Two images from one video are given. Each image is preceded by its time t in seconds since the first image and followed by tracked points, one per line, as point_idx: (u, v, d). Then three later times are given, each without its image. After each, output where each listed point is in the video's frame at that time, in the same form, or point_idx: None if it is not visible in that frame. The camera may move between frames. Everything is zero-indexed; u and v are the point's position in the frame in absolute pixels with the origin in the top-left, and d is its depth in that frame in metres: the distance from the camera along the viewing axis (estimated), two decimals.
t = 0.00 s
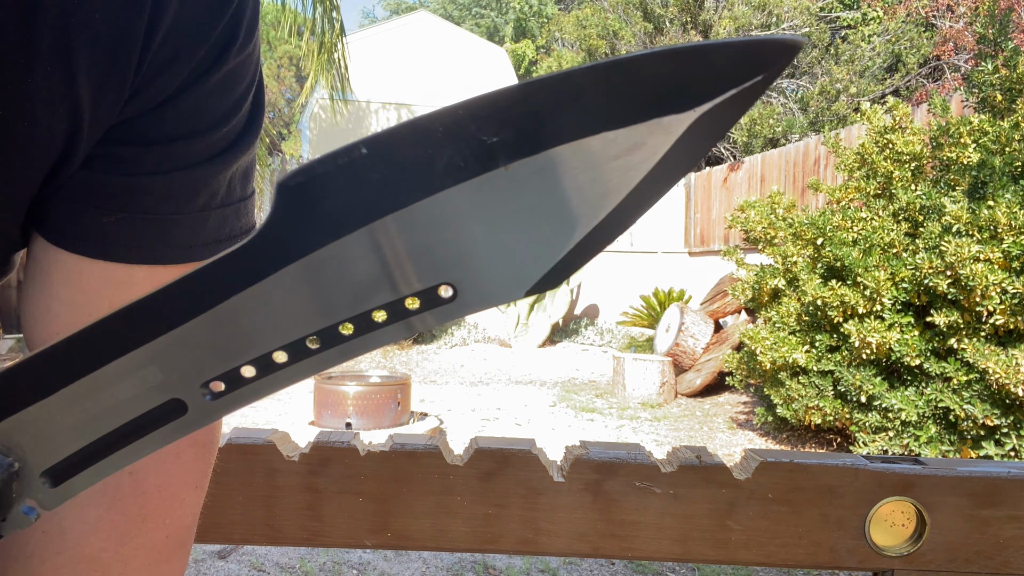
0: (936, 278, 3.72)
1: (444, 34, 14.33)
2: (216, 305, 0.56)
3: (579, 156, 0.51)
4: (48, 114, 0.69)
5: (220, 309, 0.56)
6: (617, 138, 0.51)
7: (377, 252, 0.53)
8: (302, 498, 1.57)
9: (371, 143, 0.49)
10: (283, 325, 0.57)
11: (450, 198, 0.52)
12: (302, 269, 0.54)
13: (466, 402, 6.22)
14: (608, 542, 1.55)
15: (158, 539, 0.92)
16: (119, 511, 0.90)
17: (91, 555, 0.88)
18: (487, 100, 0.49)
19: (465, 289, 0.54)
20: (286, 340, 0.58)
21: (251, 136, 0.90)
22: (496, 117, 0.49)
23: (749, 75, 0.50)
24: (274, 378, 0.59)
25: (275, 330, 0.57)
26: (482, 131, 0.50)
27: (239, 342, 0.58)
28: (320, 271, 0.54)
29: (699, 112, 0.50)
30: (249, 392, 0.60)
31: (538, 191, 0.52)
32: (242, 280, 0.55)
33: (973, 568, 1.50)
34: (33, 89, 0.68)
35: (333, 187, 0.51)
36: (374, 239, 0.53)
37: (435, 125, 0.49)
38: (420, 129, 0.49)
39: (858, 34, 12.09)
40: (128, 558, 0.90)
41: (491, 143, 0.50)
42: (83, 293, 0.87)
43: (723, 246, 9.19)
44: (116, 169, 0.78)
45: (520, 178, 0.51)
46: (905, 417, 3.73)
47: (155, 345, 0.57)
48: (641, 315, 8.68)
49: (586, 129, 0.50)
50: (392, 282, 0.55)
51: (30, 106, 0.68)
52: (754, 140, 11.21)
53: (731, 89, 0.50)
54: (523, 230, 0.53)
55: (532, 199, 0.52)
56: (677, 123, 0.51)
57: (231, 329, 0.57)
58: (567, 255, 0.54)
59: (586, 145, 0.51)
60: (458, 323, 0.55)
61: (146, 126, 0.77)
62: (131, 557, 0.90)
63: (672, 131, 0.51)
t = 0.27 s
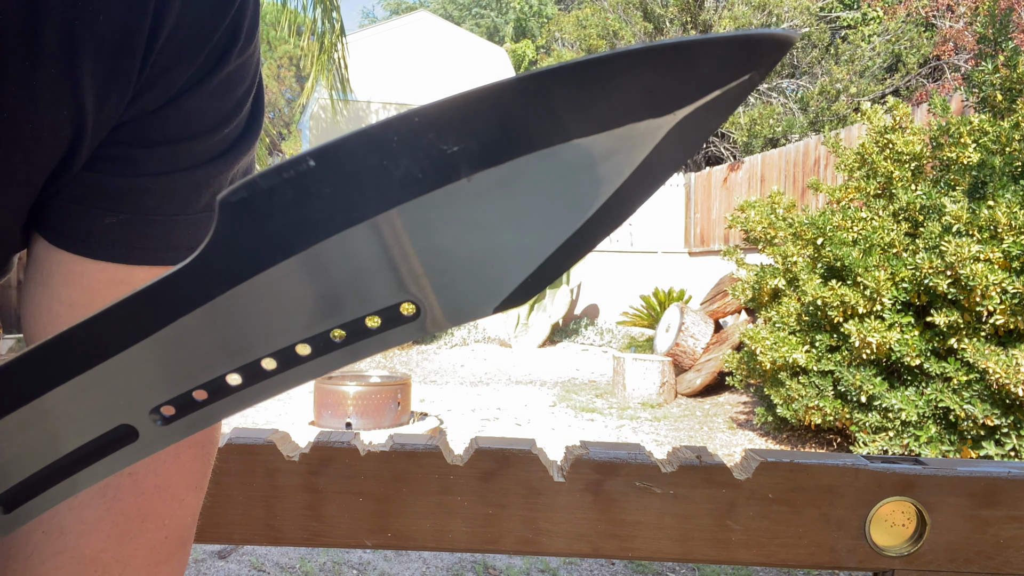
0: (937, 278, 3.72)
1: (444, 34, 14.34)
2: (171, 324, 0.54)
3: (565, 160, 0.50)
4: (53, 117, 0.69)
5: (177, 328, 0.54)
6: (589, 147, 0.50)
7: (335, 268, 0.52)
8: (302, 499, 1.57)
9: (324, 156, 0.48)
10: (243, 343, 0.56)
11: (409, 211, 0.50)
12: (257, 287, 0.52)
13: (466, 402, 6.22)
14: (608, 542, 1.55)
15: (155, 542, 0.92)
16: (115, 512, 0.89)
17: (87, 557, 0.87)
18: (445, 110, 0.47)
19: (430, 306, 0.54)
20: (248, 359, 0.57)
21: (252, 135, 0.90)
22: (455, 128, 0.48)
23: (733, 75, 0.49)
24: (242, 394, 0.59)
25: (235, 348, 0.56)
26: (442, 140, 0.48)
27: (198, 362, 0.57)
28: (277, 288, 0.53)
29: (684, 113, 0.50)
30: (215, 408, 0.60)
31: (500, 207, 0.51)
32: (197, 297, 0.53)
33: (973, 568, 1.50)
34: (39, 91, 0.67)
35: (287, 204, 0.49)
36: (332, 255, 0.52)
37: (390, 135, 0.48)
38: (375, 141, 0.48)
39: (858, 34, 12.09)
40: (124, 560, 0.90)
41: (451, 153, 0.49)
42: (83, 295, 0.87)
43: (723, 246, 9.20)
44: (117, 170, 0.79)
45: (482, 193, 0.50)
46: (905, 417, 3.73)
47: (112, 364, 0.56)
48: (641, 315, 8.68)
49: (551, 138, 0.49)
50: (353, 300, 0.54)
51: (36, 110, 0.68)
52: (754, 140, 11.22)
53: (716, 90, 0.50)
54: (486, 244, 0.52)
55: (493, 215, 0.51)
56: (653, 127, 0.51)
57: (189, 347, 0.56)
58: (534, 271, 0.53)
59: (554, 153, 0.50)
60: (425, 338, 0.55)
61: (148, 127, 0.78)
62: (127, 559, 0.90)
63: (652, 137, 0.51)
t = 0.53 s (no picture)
0: (937, 278, 3.72)
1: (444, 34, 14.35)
2: (164, 328, 0.55)
3: (551, 166, 0.52)
4: (54, 121, 0.69)
5: (171, 331, 0.55)
6: (575, 153, 0.51)
7: (330, 272, 0.53)
8: (302, 499, 1.57)
9: (319, 160, 0.49)
10: (237, 346, 0.56)
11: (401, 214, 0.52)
12: (252, 290, 0.53)
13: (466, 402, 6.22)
14: (608, 542, 1.55)
15: (153, 541, 0.92)
16: (113, 512, 0.89)
17: (86, 558, 0.87)
18: (436, 117, 0.49)
19: (421, 309, 0.55)
20: (241, 363, 0.58)
21: (250, 137, 0.91)
22: (446, 132, 0.49)
23: (715, 83, 0.51)
24: (233, 399, 0.59)
25: (228, 351, 0.57)
26: (433, 145, 0.50)
27: (193, 364, 0.57)
28: (273, 290, 0.54)
29: (666, 121, 0.52)
30: (207, 412, 0.60)
31: (490, 211, 0.52)
32: (191, 300, 0.54)
33: (973, 568, 1.50)
34: (41, 97, 0.67)
35: (282, 207, 0.50)
36: (326, 259, 0.53)
37: (383, 140, 0.49)
38: (368, 145, 0.49)
39: (858, 34, 12.06)
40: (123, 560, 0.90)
41: (442, 157, 0.50)
42: (83, 295, 0.86)
43: (723, 246, 9.19)
44: (116, 172, 0.79)
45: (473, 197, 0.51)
46: (905, 417, 3.73)
47: (105, 368, 0.56)
48: (641, 315, 8.68)
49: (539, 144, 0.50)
50: (347, 303, 0.55)
51: (38, 114, 0.68)
52: (754, 140, 11.22)
53: (698, 97, 0.51)
54: (476, 246, 0.53)
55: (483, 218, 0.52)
56: (637, 133, 0.52)
57: (183, 351, 0.56)
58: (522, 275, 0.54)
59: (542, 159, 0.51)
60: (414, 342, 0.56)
61: (147, 129, 0.78)
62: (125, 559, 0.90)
63: (633, 143, 0.52)
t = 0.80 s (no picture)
0: (936, 278, 3.72)
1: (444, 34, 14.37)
2: (168, 361, 0.56)
3: (544, 220, 0.52)
4: (56, 121, 0.70)
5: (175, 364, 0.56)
6: (567, 209, 0.52)
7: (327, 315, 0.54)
8: (302, 499, 1.57)
9: (323, 207, 0.51)
10: (236, 382, 0.58)
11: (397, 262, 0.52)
12: (253, 330, 0.55)
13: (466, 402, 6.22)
14: (608, 542, 1.55)
15: (153, 543, 0.92)
16: (112, 515, 0.89)
17: (85, 559, 0.88)
18: (436, 171, 0.50)
19: (412, 354, 0.55)
20: (240, 397, 0.59)
21: (251, 141, 0.91)
22: (445, 187, 0.50)
23: (701, 147, 0.50)
24: (230, 432, 0.61)
25: (226, 387, 0.58)
26: (433, 198, 0.51)
27: (194, 399, 0.58)
28: (272, 330, 0.55)
29: (655, 181, 0.51)
30: (205, 444, 0.62)
31: (483, 260, 0.52)
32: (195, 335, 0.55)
33: (973, 567, 1.50)
34: (43, 98, 0.69)
35: (284, 250, 0.52)
36: (324, 304, 0.54)
37: (385, 191, 0.50)
38: (369, 195, 0.50)
39: (858, 33, 12.05)
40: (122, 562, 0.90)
41: (440, 210, 0.51)
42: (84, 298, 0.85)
43: (723, 246, 9.19)
44: (116, 174, 0.78)
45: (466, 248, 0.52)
46: (905, 417, 3.73)
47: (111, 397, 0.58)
48: (641, 315, 8.68)
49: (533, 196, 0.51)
50: (342, 344, 0.56)
51: (40, 115, 0.69)
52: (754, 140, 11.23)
53: (686, 158, 0.50)
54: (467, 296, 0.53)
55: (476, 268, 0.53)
56: (624, 194, 0.52)
57: (185, 385, 0.58)
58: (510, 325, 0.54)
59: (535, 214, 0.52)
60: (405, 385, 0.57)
61: (147, 131, 0.78)
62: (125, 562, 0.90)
63: (620, 204, 0.52)
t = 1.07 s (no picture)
0: (937, 278, 3.72)
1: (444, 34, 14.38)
2: (180, 353, 0.56)
3: (549, 225, 0.54)
4: (53, 122, 0.71)
5: (187, 356, 0.57)
6: (573, 213, 0.54)
7: (339, 310, 0.55)
8: (302, 499, 1.57)
9: (339, 205, 0.51)
10: (248, 374, 0.58)
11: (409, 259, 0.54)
12: (265, 322, 0.55)
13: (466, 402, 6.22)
14: (608, 542, 1.55)
15: (151, 543, 0.92)
16: (111, 514, 0.89)
17: (83, 560, 0.87)
18: (450, 174, 0.51)
19: (422, 347, 0.57)
20: (250, 388, 0.59)
21: (248, 143, 0.91)
22: (458, 189, 0.52)
23: (697, 159, 0.54)
24: (240, 421, 0.61)
25: (237, 378, 0.58)
26: (445, 200, 0.52)
27: (205, 391, 0.59)
28: (284, 324, 0.55)
29: (656, 188, 0.54)
30: (214, 434, 0.62)
31: (492, 259, 0.54)
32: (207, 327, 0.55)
33: (973, 568, 1.50)
34: (40, 101, 0.69)
35: (300, 246, 0.52)
36: (336, 298, 0.55)
37: (399, 192, 0.51)
38: (384, 196, 0.51)
39: (858, 34, 12.04)
40: (121, 562, 0.90)
41: (452, 211, 0.52)
42: (82, 297, 0.84)
43: (723, 246, 9.19)
44: (113, 175, 0.79)
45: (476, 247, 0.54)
46: (905, 417, 3.73)
47: (121, 389, 0.58)
48: (641, 315, 8.68)
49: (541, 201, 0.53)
50: (352, 337, 0.57)
51: (36, 117, 0.70)
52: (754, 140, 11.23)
53: (683, 169, 0.54)
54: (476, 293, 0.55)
55: (485, 267, 0.54)
56: (623, 200, 0.54)
57: (195, 376, 0.58)
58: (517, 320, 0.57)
59: (541, 216, 0.53)
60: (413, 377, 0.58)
61: (145, 133, 0.78)
62: (125, 562, 0.90)
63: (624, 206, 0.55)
